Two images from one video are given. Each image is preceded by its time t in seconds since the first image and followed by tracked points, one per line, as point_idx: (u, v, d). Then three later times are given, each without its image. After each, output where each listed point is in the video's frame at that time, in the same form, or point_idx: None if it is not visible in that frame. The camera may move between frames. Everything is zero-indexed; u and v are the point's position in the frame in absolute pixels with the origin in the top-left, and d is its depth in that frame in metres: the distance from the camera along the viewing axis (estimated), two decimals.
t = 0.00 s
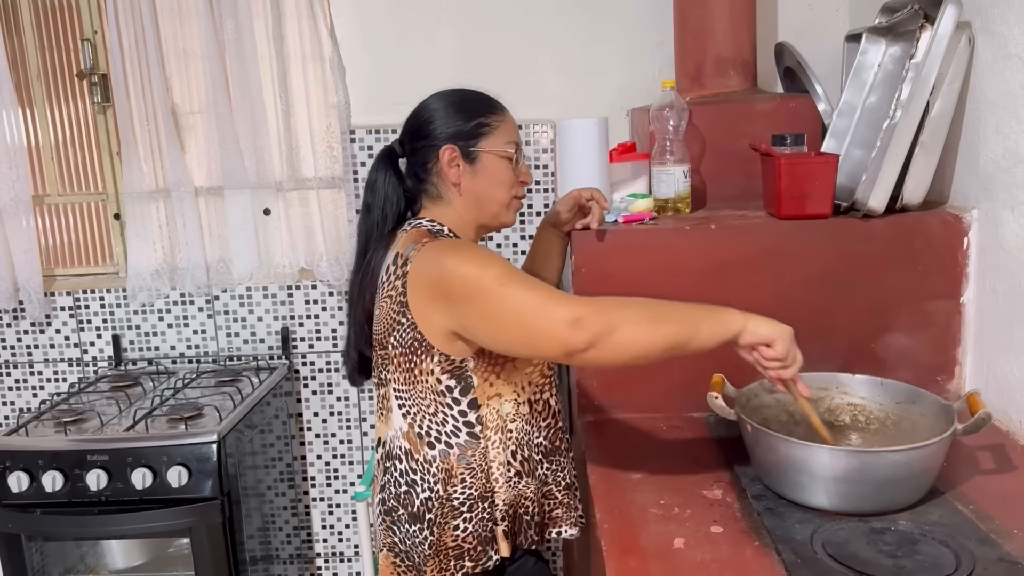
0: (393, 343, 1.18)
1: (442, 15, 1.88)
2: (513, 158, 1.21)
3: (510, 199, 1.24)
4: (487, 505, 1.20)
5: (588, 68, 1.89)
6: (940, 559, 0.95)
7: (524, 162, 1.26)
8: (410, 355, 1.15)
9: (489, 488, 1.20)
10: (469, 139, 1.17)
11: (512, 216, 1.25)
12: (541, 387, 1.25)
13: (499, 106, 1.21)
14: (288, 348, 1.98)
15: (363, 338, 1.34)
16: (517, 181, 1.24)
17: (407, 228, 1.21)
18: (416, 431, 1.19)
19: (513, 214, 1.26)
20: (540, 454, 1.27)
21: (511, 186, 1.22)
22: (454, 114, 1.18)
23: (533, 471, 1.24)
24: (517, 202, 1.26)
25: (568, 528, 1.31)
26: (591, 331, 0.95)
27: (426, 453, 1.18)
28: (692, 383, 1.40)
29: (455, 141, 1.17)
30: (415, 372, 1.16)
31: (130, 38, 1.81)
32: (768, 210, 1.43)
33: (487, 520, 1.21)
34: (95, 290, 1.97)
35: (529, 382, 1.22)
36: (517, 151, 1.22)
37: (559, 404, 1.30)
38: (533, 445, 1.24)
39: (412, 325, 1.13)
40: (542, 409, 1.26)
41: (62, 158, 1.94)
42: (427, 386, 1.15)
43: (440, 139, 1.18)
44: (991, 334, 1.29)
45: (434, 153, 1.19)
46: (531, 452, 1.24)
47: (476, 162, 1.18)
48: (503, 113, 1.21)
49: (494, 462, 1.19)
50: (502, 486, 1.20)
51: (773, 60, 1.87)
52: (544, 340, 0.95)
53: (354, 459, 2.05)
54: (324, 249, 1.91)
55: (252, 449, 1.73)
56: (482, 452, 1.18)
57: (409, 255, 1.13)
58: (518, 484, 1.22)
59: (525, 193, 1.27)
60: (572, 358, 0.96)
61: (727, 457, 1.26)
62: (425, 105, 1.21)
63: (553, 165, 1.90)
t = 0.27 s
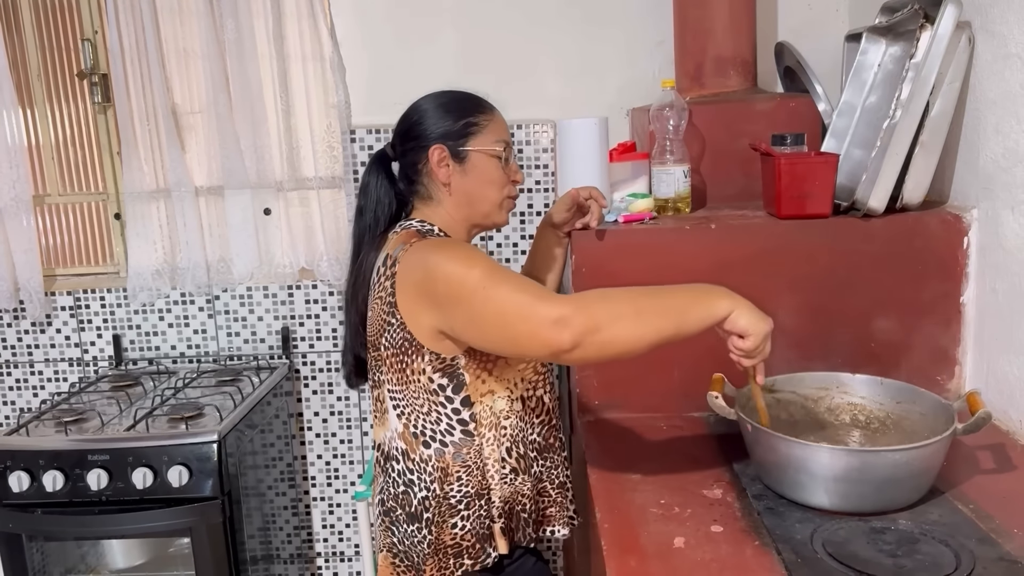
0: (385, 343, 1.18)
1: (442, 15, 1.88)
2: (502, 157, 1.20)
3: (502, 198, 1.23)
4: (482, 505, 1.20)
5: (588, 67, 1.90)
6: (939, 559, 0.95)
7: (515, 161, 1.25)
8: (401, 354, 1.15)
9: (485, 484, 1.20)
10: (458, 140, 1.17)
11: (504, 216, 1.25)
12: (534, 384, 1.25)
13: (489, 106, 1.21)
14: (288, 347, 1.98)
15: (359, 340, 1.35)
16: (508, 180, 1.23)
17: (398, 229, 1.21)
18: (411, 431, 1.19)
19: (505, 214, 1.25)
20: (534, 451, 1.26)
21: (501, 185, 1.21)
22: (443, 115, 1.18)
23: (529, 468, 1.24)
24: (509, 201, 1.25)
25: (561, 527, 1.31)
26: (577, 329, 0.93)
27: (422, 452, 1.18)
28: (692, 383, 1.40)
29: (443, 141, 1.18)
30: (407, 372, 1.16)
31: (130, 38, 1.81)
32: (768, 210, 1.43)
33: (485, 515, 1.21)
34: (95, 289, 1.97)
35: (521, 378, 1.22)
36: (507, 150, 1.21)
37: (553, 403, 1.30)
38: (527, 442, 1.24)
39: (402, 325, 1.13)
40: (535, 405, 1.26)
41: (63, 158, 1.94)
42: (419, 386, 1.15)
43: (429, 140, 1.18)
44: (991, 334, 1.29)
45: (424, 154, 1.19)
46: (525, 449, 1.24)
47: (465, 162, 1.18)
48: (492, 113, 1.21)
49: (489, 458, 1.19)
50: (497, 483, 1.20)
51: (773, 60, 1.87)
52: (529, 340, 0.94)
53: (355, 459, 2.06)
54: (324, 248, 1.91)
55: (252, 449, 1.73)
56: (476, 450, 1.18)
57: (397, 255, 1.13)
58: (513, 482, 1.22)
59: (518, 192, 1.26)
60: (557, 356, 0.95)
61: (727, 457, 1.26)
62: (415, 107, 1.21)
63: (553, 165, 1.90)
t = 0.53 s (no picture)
0: (383, 345, 1.18)
1: (442, 15, 1.88)
2: (499, 158, 1.20)
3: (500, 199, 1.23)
4: (482, 508, 1.20)
5: (588, 67, 1.89)
6: (940, 559, 0.95)
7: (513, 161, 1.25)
8: (401, 356, 1.15)
9: (485, 489, 1.20)
10: (455, 140, 1.18)
11: (502, 216, 1.25)
12: (534, 387, 1.25)
13: (486, 106, 1.21)
14: (288, 347, 1.98)
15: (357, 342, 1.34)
16: (505, 180, 1.23)
17: (397, 230, 1.20)
18: (409, 433, 1.19)
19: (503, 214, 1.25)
20: (534, 455, 1.26)
21: (499, 186, 1.22)
22: (440, 115, 1.18)
23: (529, 473, 1.24)
24: (506, 202, 1.25)
25: (563, 532, 1.32)
26: (587, 367, 0.96)
27: (420, 455, 1.18)
28: (693, 383, 1.40)
29: (441, 142, 1.18)
30: (406, 374, 1.16)
31: (130, 37, 1.81)
32: (769, 209, 1.43)
33: (484, 520, 1.21)
34: (95, 289, 1.97)
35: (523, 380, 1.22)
36: (504, 150, 1.21)
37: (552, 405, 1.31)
38: (527, 446, 1.24)
39: (402, 328, 1.13)
40: (535, 408, 1.26)
41: (63, 157, 1.94)
42: (418, 388, 1.15)
43: (427, 141, 1.18)
44: (991, 334, 1.29)
45: (421, 155, 1.20)
46: (525, 454, 1.24)
47: (462, 162, 1.18)
48: (489, 113, 1.21)
49: (488, 462, 1.19)
50: (496, 488, 1.20)
51: (773, 60, 1.87)
52: (535, 372, 0.96)
53: (355, 459, 2.06)
54: (324, 248, 1.91)
55: (253, 449, 1.73)
56: (476, 453, 1.18)
57: (397, 257, 1.13)
58: (513, 487, 1.22)
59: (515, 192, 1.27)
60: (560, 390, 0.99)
61: (728, 457, 1.26)
62: (411, 106, 1.21)
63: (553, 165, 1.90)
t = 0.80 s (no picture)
0: (391, 347, 1.18)
1: (442, 15, 1.88)
2: (506, 158, 1.21)
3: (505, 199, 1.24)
4: (486, 511, 1.20)
5: (588, 66, 1.89)
6: (941, 558, 0.95)
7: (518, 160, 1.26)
8: (409, 359, 1.15)
9: (490, 495, 1.20)
10: (461, 140, 1.17)
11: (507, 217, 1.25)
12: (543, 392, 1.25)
13: (492, 106, 1.21)
14: (288, 347, 1.98)
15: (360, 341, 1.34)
16: (511, 180, 1.23)
17: (406, 230, 1.20)
18: (414, 435, 1.19)
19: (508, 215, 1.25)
20: (540, 461, 1.27)
21: (505, 186, 1.22)
22: (447, 115, 1.17)
23: (533, 478, 1.24)
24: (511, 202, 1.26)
25: (569, 533, 1.33)
26: (598, 387, 0.97)
27: (425, 457, 1.18)
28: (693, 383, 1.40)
29: (447, 142, 1.17)
30: (413, 376, 1.15)
31: (130, 37, 1.81)
32: (769, 209, 1.43)
33: (487, 525, 1.21)
34: (95, 289, 1.97)
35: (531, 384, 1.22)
36: (511, 150, 1.21)
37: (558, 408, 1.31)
38: (533, 452, 1.24)
39: (410, 330, 1.13)
40: (542, 414, 1.26)
41: (63, 157, 1.94)
42: (425, 391, 1.15)
43: (433, 140, 1.18)
44: (992, 333, 1.29)
45: (427, 154, 1.19)
46: (531, 459, 1.24)
47: (469, 163, 1.18)
48: (496, 112, 1.21)
49: (494, 470, 1.19)
50: (501, 493, 1.20)
51: (773, 60, 1.87)
52: (545, 387, 0.97)
53: (355, 459, 2.06)
54: (324, 247, 1.91)
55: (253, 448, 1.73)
56: (482, 459, 1.18)
57: (409, 259, 1.13)
58: (518, 493, 1.22)
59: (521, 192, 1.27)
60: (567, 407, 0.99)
61: (728, 456, 1.26)
62: (417, 105, 1.21)
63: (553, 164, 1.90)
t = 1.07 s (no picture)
0: (397, 344, 1.18)
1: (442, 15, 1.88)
2: (519, 159, 1.20)
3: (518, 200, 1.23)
4: (487, 510, 1.20)
5: (588, 66, 1.89)
6: (940, 558, 0.95)
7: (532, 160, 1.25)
8: (413, 357, 1.15)
9: (490, 494, 1.20)
10: (473, 141, 1.17)
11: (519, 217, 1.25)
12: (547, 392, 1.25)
13: (504, 106, 1.21)
14: (288, 347, 1.98)
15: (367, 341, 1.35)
16: (524, 180, 1.23)
17: (415, 228, 1.21)
18: (416, 434, 1.19)
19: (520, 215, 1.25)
20: (545, 459, 1.27)
21: (517, 187, 1.22)
22: (459, 116, 1.17)
23: (536, 477, 1.24)
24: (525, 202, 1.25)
25: (567, 533, 1.32)
26: (585, 386, 0.96)
27: (426, 456, 1.18)
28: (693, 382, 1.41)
29: (459, 143, 1.17)
30: (418, 374, 1.16)
31: (130, 37, 1.81)
32: (769, 209, 1.43)
33: (489, 525, 1.21)
34: (95, 289, 1.97)
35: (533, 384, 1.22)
36: (524, 150, 1.21)
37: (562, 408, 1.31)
38: (536, 451, 1.24)
39: (415, 328, 1.13)
40: (545, 413, 1.26)
41: (62, 157, 1.94)
42: (429, 389, 1.15)
43: (445, 142, 1.18)
44: (992, 333, 1.29)
45: (440, 155, 1.19)
46: (534, 458, 1.24)
47: (482, 164, 1.18)
48: (509, 112, 1.21)
49: (496, 467, 1.19)
50: (504, 492, 1.20)
51: (773, 60, 1.87)
52: (532, 385, 0.97)
53: (355, 459, 2.06)
54: (324, 247, 1.91)
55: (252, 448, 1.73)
56: (485, 458, 1.18)
57: (416, 255, 1.13)
58: (520, 493, 1.22)
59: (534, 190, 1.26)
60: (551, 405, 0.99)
61: (728, 457, 1.26)
62: (429, 106, 1.21)
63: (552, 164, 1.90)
